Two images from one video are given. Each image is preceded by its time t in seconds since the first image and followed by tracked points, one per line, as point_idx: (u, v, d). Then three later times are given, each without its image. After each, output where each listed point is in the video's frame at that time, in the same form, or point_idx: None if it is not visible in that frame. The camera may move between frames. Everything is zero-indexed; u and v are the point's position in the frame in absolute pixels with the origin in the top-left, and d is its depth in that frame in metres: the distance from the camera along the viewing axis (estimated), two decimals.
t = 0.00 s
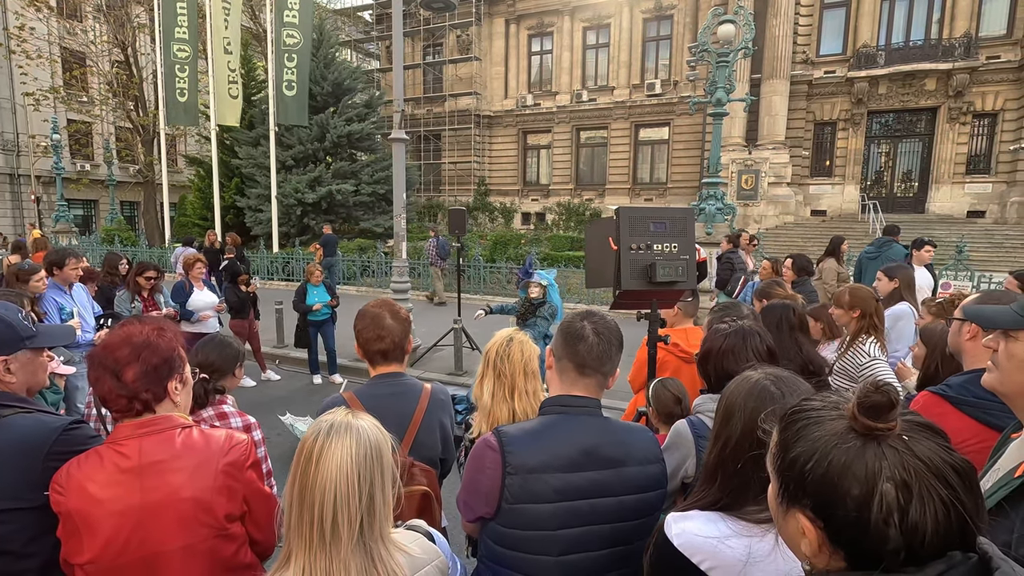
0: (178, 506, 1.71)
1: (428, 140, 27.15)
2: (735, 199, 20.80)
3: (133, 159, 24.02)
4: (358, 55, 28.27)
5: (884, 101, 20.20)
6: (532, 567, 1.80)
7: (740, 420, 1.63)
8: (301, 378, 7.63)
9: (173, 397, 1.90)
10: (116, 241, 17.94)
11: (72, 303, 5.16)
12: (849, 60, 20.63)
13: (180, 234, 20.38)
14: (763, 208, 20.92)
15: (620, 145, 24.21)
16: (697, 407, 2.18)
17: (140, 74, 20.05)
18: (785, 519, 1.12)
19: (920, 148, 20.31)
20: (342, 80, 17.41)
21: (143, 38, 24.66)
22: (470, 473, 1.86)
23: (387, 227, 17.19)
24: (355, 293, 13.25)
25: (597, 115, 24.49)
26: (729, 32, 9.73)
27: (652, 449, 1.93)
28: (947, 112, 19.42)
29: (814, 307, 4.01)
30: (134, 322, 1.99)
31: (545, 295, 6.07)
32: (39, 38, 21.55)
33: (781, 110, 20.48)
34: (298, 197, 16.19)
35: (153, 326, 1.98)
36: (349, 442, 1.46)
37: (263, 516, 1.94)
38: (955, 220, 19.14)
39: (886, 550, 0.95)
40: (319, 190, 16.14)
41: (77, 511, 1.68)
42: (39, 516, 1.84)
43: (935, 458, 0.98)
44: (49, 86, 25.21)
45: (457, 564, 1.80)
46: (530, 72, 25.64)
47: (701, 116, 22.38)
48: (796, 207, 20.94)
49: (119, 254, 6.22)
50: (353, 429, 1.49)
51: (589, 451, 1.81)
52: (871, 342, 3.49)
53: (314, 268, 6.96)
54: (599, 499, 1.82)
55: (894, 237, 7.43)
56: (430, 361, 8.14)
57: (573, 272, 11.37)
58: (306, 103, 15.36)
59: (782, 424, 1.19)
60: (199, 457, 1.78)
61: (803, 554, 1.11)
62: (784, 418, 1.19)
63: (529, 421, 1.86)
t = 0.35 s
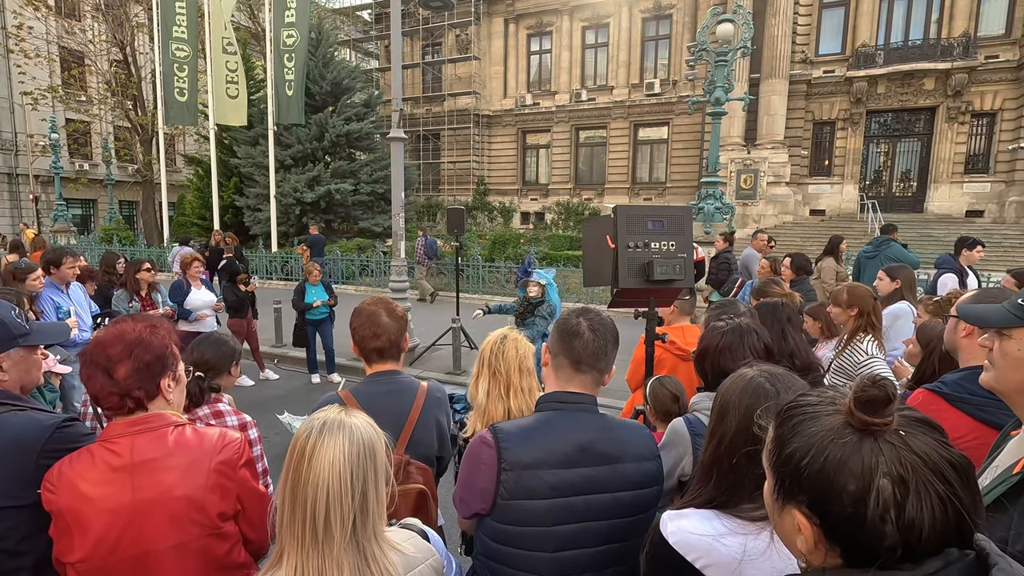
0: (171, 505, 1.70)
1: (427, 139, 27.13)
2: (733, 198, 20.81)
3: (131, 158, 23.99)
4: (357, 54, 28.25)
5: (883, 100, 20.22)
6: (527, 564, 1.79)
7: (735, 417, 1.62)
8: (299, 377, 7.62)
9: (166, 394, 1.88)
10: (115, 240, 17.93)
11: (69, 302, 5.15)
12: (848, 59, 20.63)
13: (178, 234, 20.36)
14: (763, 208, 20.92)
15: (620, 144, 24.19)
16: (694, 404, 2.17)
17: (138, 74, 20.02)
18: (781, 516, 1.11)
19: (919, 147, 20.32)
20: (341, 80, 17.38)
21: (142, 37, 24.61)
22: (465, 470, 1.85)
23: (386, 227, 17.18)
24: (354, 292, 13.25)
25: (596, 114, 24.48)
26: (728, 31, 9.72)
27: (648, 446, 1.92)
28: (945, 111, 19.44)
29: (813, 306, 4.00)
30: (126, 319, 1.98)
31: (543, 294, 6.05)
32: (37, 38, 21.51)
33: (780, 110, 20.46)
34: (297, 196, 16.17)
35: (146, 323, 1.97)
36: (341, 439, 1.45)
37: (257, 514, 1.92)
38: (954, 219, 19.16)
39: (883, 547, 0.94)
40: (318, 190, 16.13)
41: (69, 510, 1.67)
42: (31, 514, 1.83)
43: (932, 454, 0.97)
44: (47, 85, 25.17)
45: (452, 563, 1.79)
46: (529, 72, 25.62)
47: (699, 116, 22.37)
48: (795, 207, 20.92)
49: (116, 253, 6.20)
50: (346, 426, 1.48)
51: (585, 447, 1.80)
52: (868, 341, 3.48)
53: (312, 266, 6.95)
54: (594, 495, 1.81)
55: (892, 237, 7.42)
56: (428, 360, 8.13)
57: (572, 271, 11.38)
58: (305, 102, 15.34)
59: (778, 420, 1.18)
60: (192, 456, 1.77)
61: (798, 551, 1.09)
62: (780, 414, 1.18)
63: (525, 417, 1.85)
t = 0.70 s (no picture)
0: (167, 502, 1.71)
1: (427, 138, 27.13)
2: (733, 197, 20.90)
3: (130, 156, 23.96)
4: (356, 53, 28.23)
5: (883, 100, 20.23)
6: (523, 560, 1.80)
7: (729, 414, 1.63)
8: (298, 376, 7.61)
9: (163, 392, 1.88)
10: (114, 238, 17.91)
11: (67, 300, 5.14)
12: (847, 59, 20.63)
13: (178, 233, 20.34)
14: (762, 207, 20.91)
15: (620, 144, 24.16)
16: (692, 402, 2.17)
17: (138, 72, 19.99)
18: (773, 514, 1.11)
19: (918, 147, 20.32)
20: (341, 78, 17.34)
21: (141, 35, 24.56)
22: (462, 467, 1.85)
23: (386, 226, 17.18)
24: (353, 290, 13.25)
25: (596, 114, 24.48)
26: (727, 30, 9.70)
27: (645, 443, 1.91)
28: (945, 111, 19.46)
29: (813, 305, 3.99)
30: (123, 316, 1.98)
31: (542, 292, 6.05)
32: (36, 36, 21.47)
33: (779, 109, 20.46)
34: (296, 195, 16.17)
35: (142, 321, 1.98)
36: (336, 437, 1.46)
37: (253, 512, 1.92)
38: (953, 219, 19.16)
39: (876, 547, 0.94)
40: (318, 189, 16.12)
41: (65, 509, 1.67)
42: (29, 511, 1.83)
43: (925, 453, 0.97)
44: (47, 84, 25.13)
45: (448, 560, 1.79)
46: (529, 71, 25.61)
47: (699, 115, 22.38)
48: (794, 206, 20.88)
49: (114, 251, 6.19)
50: (342, 425, 1.48)
51: (582, 444, 1.80)
52: (866, 339, 3.49)
53: (310, 265, 6.94)
54: (590, 491, 1.81)
55: (892, 236, 7.42)
56: (427, 359, 8.12)
57: (571, 270, 11.38)
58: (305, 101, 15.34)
59: (771, 418, 1.18)
60: (189, 453, 1.77)
61: (791, 551, 1.09)
62: (773, 412, 1.17)
63: (521, 414, 1.85)
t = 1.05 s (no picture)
0: (167, 500, 1.71)
1: (427, 136, 27.11)
2: (732, 196, 20.94)
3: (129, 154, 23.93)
4: (356, 51, 28.20)
5: (882, 100, 20.25)
6: (521, 559, 1.80)
7: (728, 414, 1.63)
8: (297, 375, 7.61)
9: (162, 390, 1.88)
10: (113, 237, 17.89)
11: (66, 298, 5.15)
12: (847, 58, 20.62)
13: (177, 231, 20.32)
14: (761, 207, 20.88)
15: (620, 142, 24.14)
16: (692, 402, 2.17)
17: (137, 70, 19.97)
18: (771, 515, 1.11)
19: (917, 147, 20.31)
20: (340, 77, 17.33)
21: (140, 32, 24.51)
22: (461, 465, 1.86)
23: (385, 224, 17.18)
24: (352, 289, 13.23)
25: (596, 113, 24.48)
26: (727, 29, 9.68)
27: (645, 443, 1.91)
28: (945, 110, 19.46)
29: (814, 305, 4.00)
30: (122, 315, 1.98)
31: (542, 291, 6.06)
32: (35, 33, 21.44)
33: (779, 108, 20.48)
34: (296, 193, 16.15)
35: (141, 319, 1.97)
36: (334, 436, 1.46)
37: (253, 510, 1.92)
38: (952, 219, 19.16)
39: (873, 547, 0.94)
40: (317, 187, 16.12)
41: (64, 507, 1.67)
42: (29, 509, 1.83)
43: (923, 453, 0.97)
44: (46, 81, 25.10)
45: (446, 559, 1.79)
46: (529, 69, 25.61)
47: (699, 114, 22.37)
48: (794, 205, 20.85)
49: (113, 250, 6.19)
50: (340, 423, 1.48)
51: (581, 443, 1.80)
52: (866, 340, 3.50)
53: (310, 264, 6.95)
54: (590, 491, 1.81)
55: (892, 236, 7.42)
56: (426, 357, 8.13)
57: (571, 269, 11.39)
58: (305, 99, 15.33)
59: (769, 418, 1.17)
60: (188, 451, 1.77)
61: (788, 551, 1.09)
62: (771, 412, 1.17)
63: (520, 413, 1.86)
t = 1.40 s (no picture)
0: (168, 499, 1.70)
1: (427, 136, 27.10)
2: (733, 195, 20.95)
3: (130, 153, 23.94)
4: (357, 51, 28.19)
5: (883, 99, 20.25)
6: (525, 558, 1.79)
7: (732, 414, 1.63)
8: (298, 374, 7.60)
9: (164, 389, 1.88)
10: (114, 236, 17.91)
11: (67, 297, 5.15)
12: (848, 58, 20.59)
13: (178, 231, 20.33)
14: (762, 206, 20.85)
15: (620, 142, 24.14)
16: (693, 400, 2.16)
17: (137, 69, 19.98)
18: (777, 515, 1.11)
19: (918, 146, 20.29)
20: (341, 76, 17.36)
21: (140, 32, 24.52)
22: (464, 465, 1.85)
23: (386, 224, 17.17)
24: (353, 288, 13.23)
25: (596, 112, 24.47)
26: (728, 28, 9.66)
27: (648, 443, 1.91)
28: (945, 110, 19.44)
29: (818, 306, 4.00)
30: (124, 314, 1.98)
31: (542, 291, 6.05)
32: (35, 33, 21.45)
33: (780, 107, 20.46)
34: (296, 193, 16.15)
35: (143, 318, 1.97)
36: (339, 434, 1.45)
37: (255, 508, 1.92)
38: (953, 218, 19.15)
39: (881, 550, 0.93)
40: (318, 186, 16.11)
41: (66, 506, 1.67)
42: (32, 508, 1.83)
43: (931, 454, 0.96)
44: (46, 80, 25.10)
45: (450, 559, 1.79)
46: (530, 69, 25.60)
47: (699, 113, 22.35)
48: (795, 205, 20.84)
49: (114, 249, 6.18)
50: (345, 422, 1.48)
51: (583, 443, 1.80)
52: (869, 338, 3.49)
53: (311, 263, 6.95)
54: (592, 491, 1.80)
55: (891, 235, 7.42)
56: (427, 357, 8.13)
57: (571, 268, 11.38)
58: (306, 99, 15.33)
59: (775, 418, 1.17)
60: (190, 449, 1.77)
61: (794, 552, 1.09)
62: (776, 412, 1.17)
63: (523, 412, 1.86)
